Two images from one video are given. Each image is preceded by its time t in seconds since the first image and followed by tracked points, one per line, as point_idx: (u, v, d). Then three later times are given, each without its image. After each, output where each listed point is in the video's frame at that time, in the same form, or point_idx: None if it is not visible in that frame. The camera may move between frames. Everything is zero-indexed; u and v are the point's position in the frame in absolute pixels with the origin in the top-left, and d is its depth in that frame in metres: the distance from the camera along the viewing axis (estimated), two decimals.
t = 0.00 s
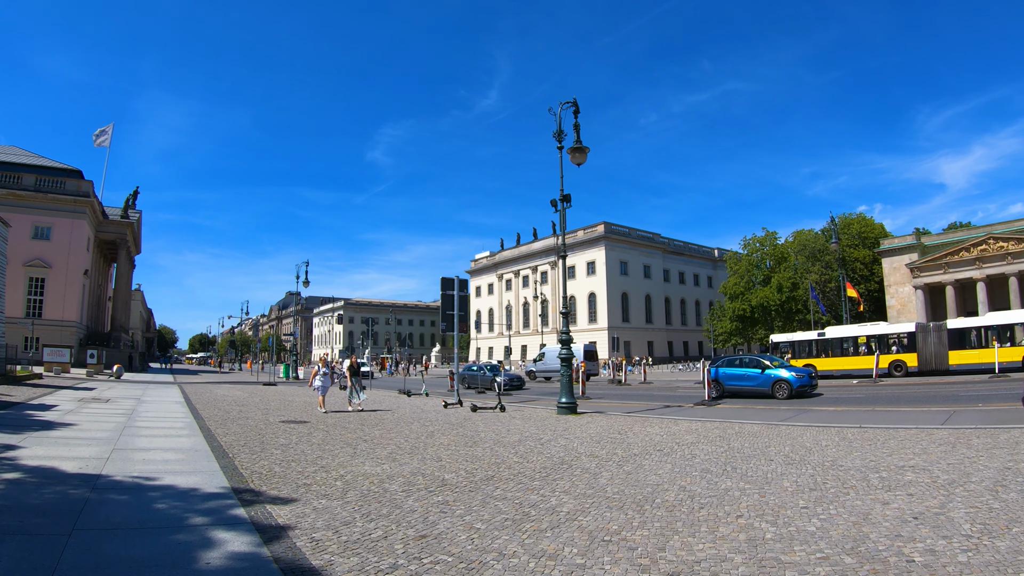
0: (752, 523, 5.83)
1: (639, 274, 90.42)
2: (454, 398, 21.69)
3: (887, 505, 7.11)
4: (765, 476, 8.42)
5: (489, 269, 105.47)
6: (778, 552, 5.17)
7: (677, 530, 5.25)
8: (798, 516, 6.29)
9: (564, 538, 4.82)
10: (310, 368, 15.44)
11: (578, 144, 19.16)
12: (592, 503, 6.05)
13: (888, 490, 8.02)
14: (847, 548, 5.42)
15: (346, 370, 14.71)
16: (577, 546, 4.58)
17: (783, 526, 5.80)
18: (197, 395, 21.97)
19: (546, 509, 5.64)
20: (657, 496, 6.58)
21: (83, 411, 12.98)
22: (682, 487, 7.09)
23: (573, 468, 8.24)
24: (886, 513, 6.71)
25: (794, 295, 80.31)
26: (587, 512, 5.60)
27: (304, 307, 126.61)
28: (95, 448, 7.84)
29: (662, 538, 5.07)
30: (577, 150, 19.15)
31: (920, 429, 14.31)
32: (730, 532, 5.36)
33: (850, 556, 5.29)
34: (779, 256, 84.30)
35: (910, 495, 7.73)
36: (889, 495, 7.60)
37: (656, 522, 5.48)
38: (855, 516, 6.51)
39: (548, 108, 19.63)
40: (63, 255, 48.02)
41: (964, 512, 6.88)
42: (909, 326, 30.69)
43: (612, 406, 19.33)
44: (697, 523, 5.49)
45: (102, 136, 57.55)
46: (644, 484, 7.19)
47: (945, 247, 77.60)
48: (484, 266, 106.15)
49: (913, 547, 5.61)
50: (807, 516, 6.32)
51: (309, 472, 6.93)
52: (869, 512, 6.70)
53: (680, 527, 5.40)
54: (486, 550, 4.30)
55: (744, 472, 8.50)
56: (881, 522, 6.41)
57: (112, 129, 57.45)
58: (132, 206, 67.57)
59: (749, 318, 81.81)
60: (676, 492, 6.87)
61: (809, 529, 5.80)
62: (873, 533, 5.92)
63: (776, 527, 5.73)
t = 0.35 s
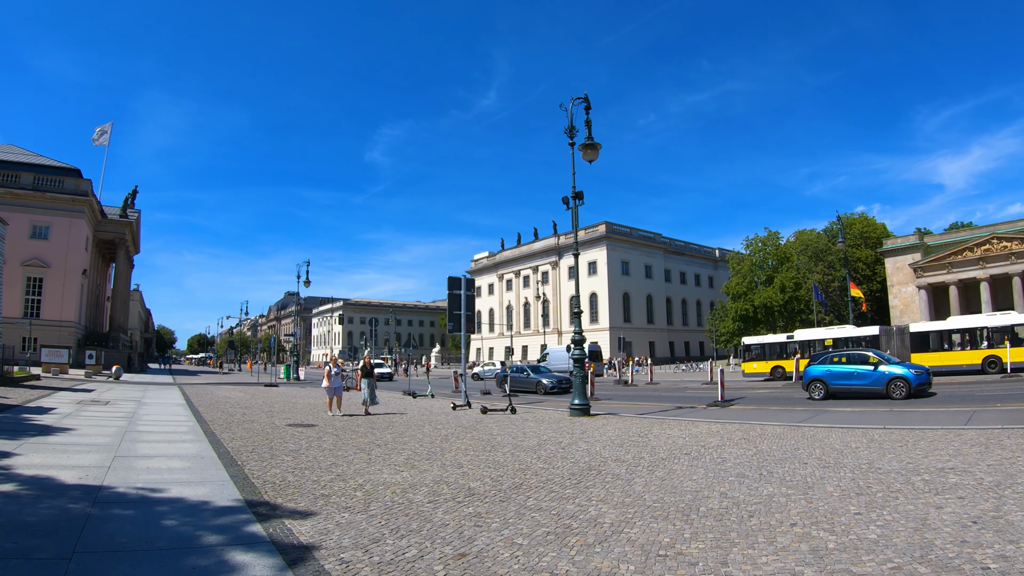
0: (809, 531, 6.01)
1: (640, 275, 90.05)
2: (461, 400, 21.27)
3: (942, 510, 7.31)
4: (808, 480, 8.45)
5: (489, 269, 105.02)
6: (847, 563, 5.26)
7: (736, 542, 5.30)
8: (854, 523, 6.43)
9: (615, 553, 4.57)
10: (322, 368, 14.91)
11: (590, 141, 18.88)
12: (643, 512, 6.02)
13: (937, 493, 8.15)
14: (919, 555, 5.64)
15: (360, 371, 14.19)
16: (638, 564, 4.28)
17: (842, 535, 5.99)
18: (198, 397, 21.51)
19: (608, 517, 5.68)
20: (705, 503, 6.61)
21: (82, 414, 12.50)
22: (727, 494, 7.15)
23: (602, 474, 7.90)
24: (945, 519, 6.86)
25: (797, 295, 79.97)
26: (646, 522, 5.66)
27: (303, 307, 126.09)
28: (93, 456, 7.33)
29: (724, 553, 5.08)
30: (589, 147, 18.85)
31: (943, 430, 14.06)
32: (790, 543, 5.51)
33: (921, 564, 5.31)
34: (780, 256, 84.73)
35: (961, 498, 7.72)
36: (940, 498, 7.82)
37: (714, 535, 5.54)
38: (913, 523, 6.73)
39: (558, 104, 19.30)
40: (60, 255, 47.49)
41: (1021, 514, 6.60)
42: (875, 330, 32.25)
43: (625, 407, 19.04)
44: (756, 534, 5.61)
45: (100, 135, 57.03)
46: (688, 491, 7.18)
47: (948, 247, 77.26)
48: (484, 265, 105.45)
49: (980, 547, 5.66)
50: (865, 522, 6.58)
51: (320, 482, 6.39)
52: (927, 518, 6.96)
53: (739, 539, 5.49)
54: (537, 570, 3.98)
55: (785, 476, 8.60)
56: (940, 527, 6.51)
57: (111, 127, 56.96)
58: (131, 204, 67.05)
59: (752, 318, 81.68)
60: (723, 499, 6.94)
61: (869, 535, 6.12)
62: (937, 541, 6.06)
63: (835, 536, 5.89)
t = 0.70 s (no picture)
0: (865, 536, 5.87)
1: (641, 275, 89.69)
2: (468, 401, 20.89)
3: (992, 510, 7.00)
4: (846, 483, 8.21)
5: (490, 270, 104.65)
6: (913, 568, 4.99)
7: (793, 550, 5.09)
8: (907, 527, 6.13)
9: (673, 565, 4.29)
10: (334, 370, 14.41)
11: (602, 137, 18.60)
12: (687, 520, 5.76)
13: (983, 493, 7.84)
14: (983, 558, 5.34)
15: (372, 371, 13.72)
16: None
17: (901, 539, 5.87)
18: (200, 398, 21.05)
19: (659, 524, 5.47)
20: (748, 509, 6.40)
21: (82, 417, 12.08)
22: (769, 498, 6.92)
23: (631, 477, 7.56)
24: (999, 519, 6.57)
25: (800, 295, 79.76)
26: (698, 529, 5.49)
27: (302, 307, 125.71)
28: (95, 462, 6.90)
29: (784, 564, 4.86)
30: (601, 143, 18.57)
31: (968, 430, 13.76)
32: (851, 549, 5.36)
33: (989, 568, 5.02)
34: (782, 257, 84.77)
35: (1008, 498, 7.43)
36: (986, 498, 7.53)
37: (769, 543, 5.36)
38: (967, 525, 6.43)
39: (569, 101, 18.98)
40: (59, 254, 47.02)
41: None
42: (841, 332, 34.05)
43: (637, 409, 18.75)
44: (813, 540, 5.45)
45: (99, 133, 56.56)
46: (727, 497, 6.96)
47: (952, 247, 76.90)
48: (485, 266, 104.90)
49: None
50: (918, 525, 6.29)
51: (337, 490, 6.00)
52: (978, 518, 6.66)
53: (796, 547, 5.32)
54: None
55: (821, 479, 8.38)
56: (998, 528, 6.22)
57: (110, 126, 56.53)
58: (130, 204, 66.57)
59: (754, 318, 81.71)
60: (766, 504, 6.75)
61: (926, 540, 5.83)
62: (997, 542, 5.78)
63: (894, 540, 5.78)
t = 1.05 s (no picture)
0: (922, 539, 5.69)
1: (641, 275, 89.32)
2: (475, 402, 20.52)
3: None
4: (886, 485, 7.96)
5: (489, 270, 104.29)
6: (984, 572, 4.69)
7: (854, 559, 4.80)
8: (963, 530, 5.81)
9: None
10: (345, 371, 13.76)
11: (612, 134, 18.34)
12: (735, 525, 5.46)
13: None
14: None
15: (388, 373, 13.27)
16: None
17: (961, 541, 5.61)
18: (201, 400, 20.64)
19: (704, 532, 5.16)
20: (794, 514, 6.12)
21: (80, 419, 11.65)
22: (811, 503, 6.69)
23: (660, 481, 7.24)
24: None
25: (801, 296, 79.51)
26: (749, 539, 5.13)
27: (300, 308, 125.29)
28: (95, 469, 6.46)
29: (848, 570, 4.62)
30: (611, 140, 18.29)
31: (992, 430, 13.44)
32: (912, 553, 5.12)
33: None
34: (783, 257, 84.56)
35: None
36: None
37: (825, 549, 5.13)
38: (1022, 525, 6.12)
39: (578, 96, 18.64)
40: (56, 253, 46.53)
41: None
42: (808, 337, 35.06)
43: (648, 409, 18.42)
44: (872, 545, 5.19)
45: (97, 132, 56.07)
46: (770, 502, 6.65)
47: (953, 248, 76.57)
48: (484, 266, 104.29)
49: None
50: (974, 528, 5.98)
51: (356, 498, 5.60)
52: None
53: (856, 553, 5.05)
54: None
55: (858, 481, 8.13)
56: None
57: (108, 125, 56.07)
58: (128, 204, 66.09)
59: (755, 319, 81.56)
60: (809, 508, 6.53)
61: (986, 542, 5.52)
62: None
63: (954, 543, 5.54)
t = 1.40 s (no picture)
0: (977, 544, 5.48)
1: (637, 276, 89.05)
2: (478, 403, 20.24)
3: None
4: (921, 488, 7.90)
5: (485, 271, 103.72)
6: None
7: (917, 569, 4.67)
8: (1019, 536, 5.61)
9: None
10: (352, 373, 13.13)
11: (619, 131, 18.14)
12: (783, 535, 5.55)
13: None
14: None
15: (397, 375, 12.95)
16: None
17: (1018, 545, 5.32)
18: (197, 402, 20.24)
19: (752, 543, 5.19)
20: (839, 523, 6.04)
21: (74, 422, 11.23)
22: (851, 508, 6.70)
23: (689, 487, 7.08)
24: None
25: (799, 296, 79.46)
26: (802, 551, 5.13)
27: (294, 308, 124.69)
28: (91, 479, 6.04)
29: None
30: (618, 137, 18.11)
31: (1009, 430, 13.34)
32: (971, 558, 4.96)
33: None
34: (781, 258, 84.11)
35: None
36: None
37: (883, 559, 5.01)
38: None
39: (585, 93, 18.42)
40: (48, 252, 45.88)
41: None
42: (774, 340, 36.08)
43: (656, 411, 18.20)
44: (928, 554, 5.12)
45: (90, 130, 55.46)
46: (809, 506, 6.71)
47: (951, 248, 76.63)
48: (480, 266, 103.70)
49: None
50: None
51: (373, 509, 5.22)
52: None
53: (915, 560, 5.03)
54: None
55: (893, 484, 8.11)
56: None
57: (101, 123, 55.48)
58: (122, 202, 65.40)
59: (753, 320, 81.13)
60: (851, 514, 6.54)
61: None
62: None
63: (1011, 547, 5.30)
